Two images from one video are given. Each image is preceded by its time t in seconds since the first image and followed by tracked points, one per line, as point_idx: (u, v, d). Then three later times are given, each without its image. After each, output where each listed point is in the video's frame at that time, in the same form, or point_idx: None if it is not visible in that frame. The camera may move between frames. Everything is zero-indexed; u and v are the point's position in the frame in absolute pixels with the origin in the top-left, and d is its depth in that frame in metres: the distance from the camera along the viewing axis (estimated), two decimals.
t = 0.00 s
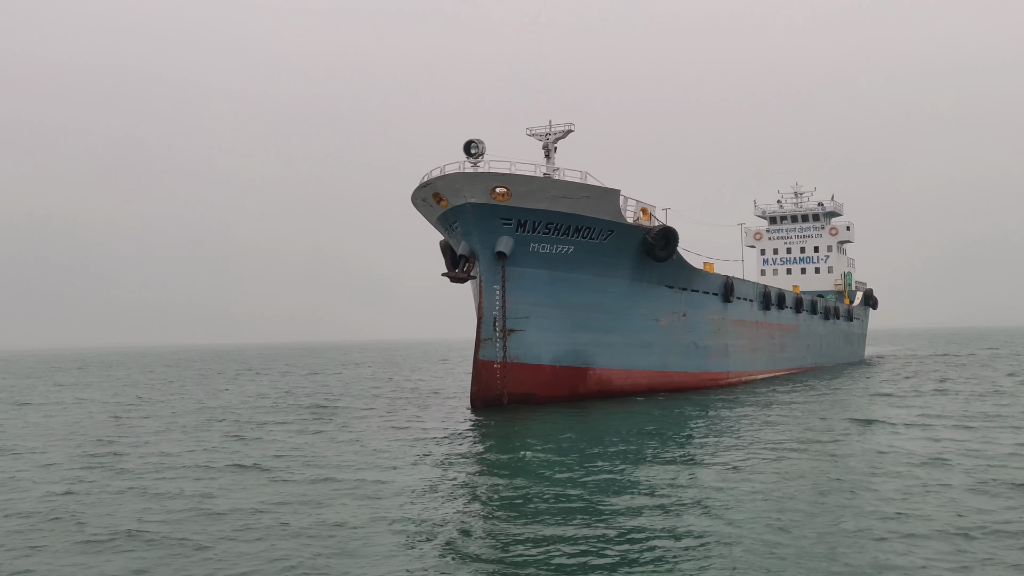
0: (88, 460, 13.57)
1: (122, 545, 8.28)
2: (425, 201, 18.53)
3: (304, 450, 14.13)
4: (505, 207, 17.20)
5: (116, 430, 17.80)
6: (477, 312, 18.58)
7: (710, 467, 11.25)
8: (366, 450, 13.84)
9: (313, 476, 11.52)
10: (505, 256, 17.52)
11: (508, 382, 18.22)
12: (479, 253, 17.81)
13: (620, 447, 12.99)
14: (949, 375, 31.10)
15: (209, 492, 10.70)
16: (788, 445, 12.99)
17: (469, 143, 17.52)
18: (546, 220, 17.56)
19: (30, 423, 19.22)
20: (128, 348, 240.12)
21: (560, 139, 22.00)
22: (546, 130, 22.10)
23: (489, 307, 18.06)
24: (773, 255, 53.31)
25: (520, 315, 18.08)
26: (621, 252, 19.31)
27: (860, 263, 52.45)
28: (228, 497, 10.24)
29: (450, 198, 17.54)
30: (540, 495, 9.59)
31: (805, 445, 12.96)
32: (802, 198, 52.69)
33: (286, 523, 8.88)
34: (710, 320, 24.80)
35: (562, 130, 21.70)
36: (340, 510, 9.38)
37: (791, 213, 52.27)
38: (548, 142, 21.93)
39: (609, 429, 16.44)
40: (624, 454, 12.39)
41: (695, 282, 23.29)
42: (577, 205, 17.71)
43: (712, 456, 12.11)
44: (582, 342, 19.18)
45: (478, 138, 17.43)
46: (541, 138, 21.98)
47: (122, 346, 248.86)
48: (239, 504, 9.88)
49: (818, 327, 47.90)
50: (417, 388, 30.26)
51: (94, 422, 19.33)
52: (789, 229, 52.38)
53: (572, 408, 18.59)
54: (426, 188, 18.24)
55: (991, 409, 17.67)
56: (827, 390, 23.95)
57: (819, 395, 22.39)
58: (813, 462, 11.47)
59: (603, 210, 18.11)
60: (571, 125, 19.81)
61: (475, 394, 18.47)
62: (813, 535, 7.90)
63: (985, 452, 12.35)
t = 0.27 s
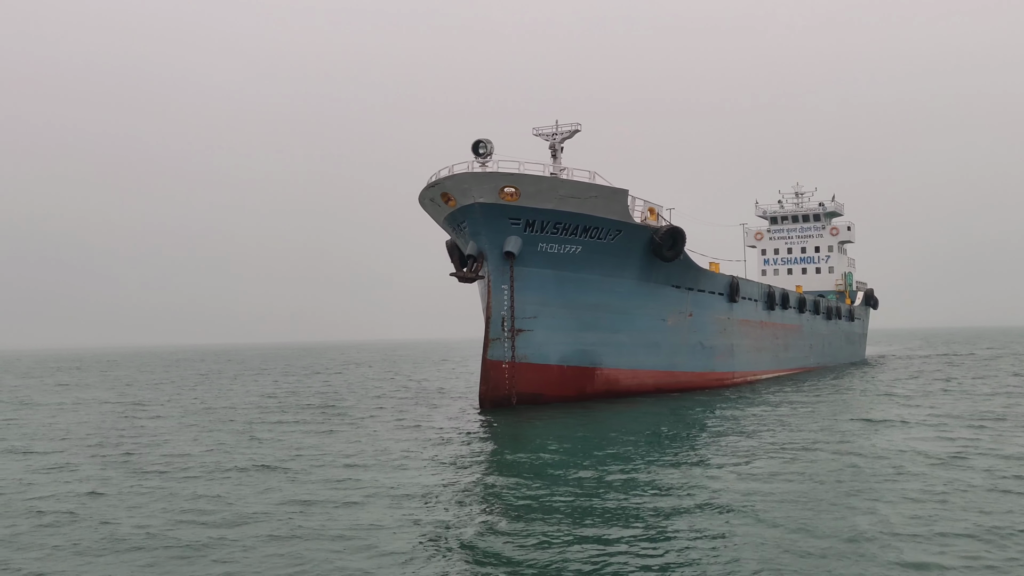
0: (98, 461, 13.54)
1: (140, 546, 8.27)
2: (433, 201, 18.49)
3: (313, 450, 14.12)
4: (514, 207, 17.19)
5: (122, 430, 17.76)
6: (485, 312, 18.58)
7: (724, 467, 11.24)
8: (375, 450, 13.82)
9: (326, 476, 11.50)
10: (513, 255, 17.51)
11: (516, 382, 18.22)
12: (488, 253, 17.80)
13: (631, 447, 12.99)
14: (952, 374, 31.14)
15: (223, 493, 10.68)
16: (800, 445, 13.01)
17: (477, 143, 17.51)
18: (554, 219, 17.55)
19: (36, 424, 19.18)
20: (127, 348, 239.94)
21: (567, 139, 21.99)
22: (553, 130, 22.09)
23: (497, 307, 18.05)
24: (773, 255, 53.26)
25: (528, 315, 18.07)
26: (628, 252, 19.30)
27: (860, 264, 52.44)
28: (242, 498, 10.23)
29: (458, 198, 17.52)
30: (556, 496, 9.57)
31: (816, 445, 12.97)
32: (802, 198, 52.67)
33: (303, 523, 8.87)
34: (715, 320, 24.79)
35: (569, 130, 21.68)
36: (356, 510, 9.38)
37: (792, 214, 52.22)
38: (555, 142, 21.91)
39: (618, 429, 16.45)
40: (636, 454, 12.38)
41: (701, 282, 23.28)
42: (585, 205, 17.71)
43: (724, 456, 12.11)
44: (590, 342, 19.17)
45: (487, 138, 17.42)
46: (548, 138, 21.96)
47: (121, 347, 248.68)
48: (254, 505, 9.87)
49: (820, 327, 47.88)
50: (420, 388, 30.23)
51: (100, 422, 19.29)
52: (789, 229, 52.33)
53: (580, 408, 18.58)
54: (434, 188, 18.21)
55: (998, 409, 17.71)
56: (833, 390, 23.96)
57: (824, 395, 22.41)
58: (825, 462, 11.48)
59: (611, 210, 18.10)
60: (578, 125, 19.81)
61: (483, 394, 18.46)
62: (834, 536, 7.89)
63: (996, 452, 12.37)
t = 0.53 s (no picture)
0: (106, 461, 13.54)
1: (156, 545, 8.29)
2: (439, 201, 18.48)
3: (322, 450, 14.12)
4: (520, 207, 17.20)
5: (128, 431, 17.75)
6: (491, 312, 18.59)
7: (735, 466, 11.27)
8: (384, 450, 13.83)
9: (337, 476, 11.51)
10: (519, 255, 17.52)
11: (522, 381, 18.24)
12: (494, 253, 17.82)
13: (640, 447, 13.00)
14: (953, 374, 31.20)
15: (234, 493, 10.68)
16: (808, 444, 13.03)
17: (483, 143, 17.51)
18: (561, 219, 17.56)
19: (41, 425, 19.16)
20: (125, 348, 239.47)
21: (572, 138, 21.99)
22: (557, 130, 22.08)
23: (504, 306, 18.07)
24: (772, 255, 53.27)
25: (534, 315, 18.08)
26: (633, 252, 19.31)
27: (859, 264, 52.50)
28: (254, 498, 10.23)
29: (464, 198, 17.52)
30: (569, 496, 9.58)
31: (825, 444, 13.01)
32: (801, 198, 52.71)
33: (318, 523, 8.89)
34: (719, 320, 24.81)
35: (573, 130, 21.70)
36: (369, 510, 9.39)
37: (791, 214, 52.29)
38: (559, 142, 21.92)
39: (624, 428, 16.46)
40: (646, 453, 12.39)
41: (705, 282, 23.30)
42: (592, 205, 17.72)
43: (734, 456, 12.12)
44: (595, 341, 19.18)
45: (493, 138, 17.42)
46: (553, 138, 21.96)
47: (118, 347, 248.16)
48: (267, 504, 9.88)
49: (820, 327, 47.89)
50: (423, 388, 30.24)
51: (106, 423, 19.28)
52: (788, 229, 52.35)
53: (586, 407, 18.61)
54: (440, 188, 18.21)
55: (1002, 408, 17.74)
56: (836, 389, 23.99)
57: (829, 395, 22.42)
58: (835, 461, 11.50)
59: (617, 209, 18.11)
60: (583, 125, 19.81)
61: (490, 394, 18.49)
62: (851, 535, 7.90)
63: (1004, 451, 12.40)
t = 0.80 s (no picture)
0: (114, 461, 13.52)
1: (170, 544, 8.27)
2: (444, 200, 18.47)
3: (329, 450, 14.11)
4: (525, 206, 17.21)
5: (133, 431, 17.72)
6: (496, 312, 18.60)
7: (745, 466, 11.27)
8: (390, 449, 13.81)
9: (347, 476, 11.49)
10: (524, 255, 17.52)
11: (527, 381, 18.24)
12: (499, 253, 17.83)
13: (648, 446, 13.01)
14: (954, 373, 31.25)
15: (244, 493, 10.66)
16: (815, 444, 13.06)
17: (489, 143, 17.50)
18: (565, 219, 17.57)
19: (45, 424, 19.12)
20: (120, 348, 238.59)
21: (575, 138, 22.00)
22: (560, 130, 22.09)
23: (508, 306, 18.06)
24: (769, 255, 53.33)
25: (539, 315, 18.08)
26: (637, 252, 19.33)
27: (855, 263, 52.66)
28: (265, 498, 10.22)
29: (469, 198, 17.51)
30: (581, 495, 9.57)
31: (831, 443, 13.04)
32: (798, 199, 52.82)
33: (331, 521, 8.88)
34: (721, 319, 24.85)
35: (577, 130, 21.70)
36: (382, 509, 9.38)
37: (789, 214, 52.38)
38: (563, 142, 21.93)
39: (630, 428, 16.48)
40: (654, 452, 12.41)
41: (708, 281, 23.33)
42: (596, 204, 17.73)
43: (742, 455, 12.15)
44: (599, 341, 19.19)
45: (498, 138, 17.41)
46: (556, 138, 21.97)
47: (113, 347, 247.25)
48: (278, 504, 9.86)
49: (819, 327, 47.96)
50: (424, 387, 30.23)
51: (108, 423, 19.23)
52: (785, 229, 52.45)
53: (591, 407, 18.62)
54: (445, 188, 18.19)
55: (1003, 407, 17.84)
56: (837, 388, 24.06)
57: (831, 394, 22.48)
58: (843, 460, 11.54)
59: (621, 209, 18.13)
60: (587, 125, 19.82)
61: (495, 394, 18.48)
62: (865, 535, 7.91)
63: (1009, 450, 12.46)
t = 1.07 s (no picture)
0: (118, 461, 13.49)
1: (183, 542, 8.24)
2: (447, 200, 18.46)
3: (335, 448, 14.10)
4: (529, 206, 17.21)
5: (135, 431, 17.67)
6: (499, 311, 18.60)
7: (753, 465, 11.28)
8: (396, 449, 13.78)
9: (355, 474, 11.48)
10: (528, 255, 17.53)
11: (531, 381, 18.25)
12: (503, 252, 17.84)
13: (654, 445, 13.03)
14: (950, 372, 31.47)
15: (252, 491, 10.63)
16: (821, 443, 13.10)
17: (492, 142, 17.50)
18: (569, 219, 17.58)
19: (45, 425, 19.05)
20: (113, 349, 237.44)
21: (576, 138, 22.02)
22: (562, 130, 22.10)
23: (512, 306, 18.06)
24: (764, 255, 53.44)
25: (542, 314, 18.08)
26: (640, 251, 19.36)
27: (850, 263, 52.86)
28: (274, 497, 10.18)
29: (473, 198, 17.51)
30: (592, 494, 9.57)
31: (837, 442, 13.09)
32: (794, 199, 52.97)
33: (344, 519, 8.87)
34: (722, 319, 24.91)
35: (579, 129, 21.72)
36: (393, 507, 9.36)
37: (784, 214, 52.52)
38: (564, 141, 21.94)
39: (634, 427, 16.50)
40: (661, 451, 12.43)
41: (709, 281, 23.38)
42: (600, 204, 17.75)
43: (749, 454, 12.18)
44: (602, 341, 19.21)
45: (502, 137, 17.41)
46: (558, 138, 21.98)
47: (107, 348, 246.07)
48: (289, 502, 9.82)
49: (816, 326, 48.08)
50: (424, 387, 30.22)
51: (108, 423, 19.08)
52: (781, 229, 52.60)
53: (594, 406, 18.64)
54: (448, 187, 18.18)
55: (1004, 405, 17.95)
56: (837, 387, 24.15)
57: (831, 393, 22.56)
58: (850, 459, 11.58)
59: (625, 209, 18.16)
60: (589, 125, 19.83)
61: (498, 394, 18.49)
62: (877, 532, 7.92)
63: (1013, 448, 12.55)
